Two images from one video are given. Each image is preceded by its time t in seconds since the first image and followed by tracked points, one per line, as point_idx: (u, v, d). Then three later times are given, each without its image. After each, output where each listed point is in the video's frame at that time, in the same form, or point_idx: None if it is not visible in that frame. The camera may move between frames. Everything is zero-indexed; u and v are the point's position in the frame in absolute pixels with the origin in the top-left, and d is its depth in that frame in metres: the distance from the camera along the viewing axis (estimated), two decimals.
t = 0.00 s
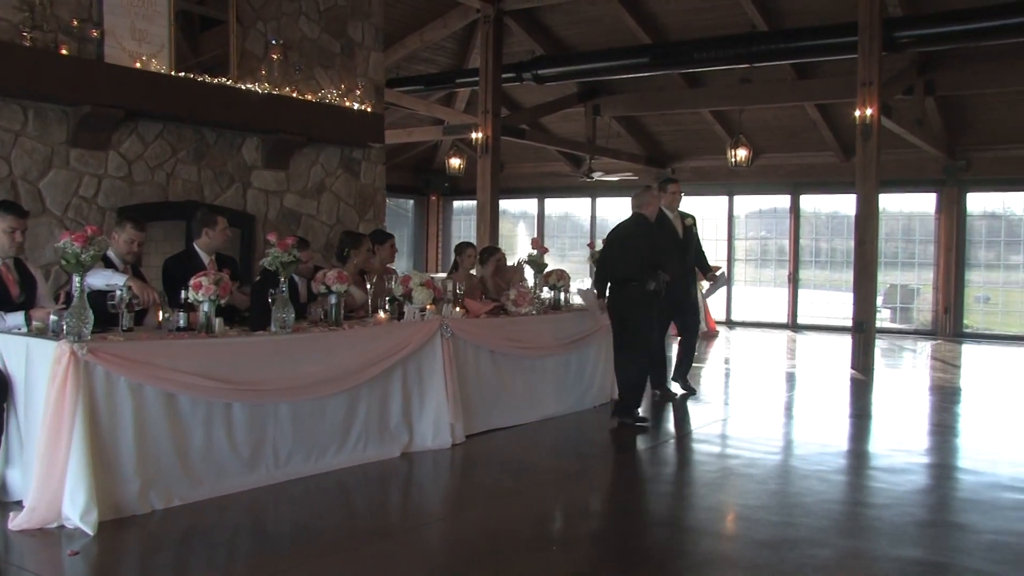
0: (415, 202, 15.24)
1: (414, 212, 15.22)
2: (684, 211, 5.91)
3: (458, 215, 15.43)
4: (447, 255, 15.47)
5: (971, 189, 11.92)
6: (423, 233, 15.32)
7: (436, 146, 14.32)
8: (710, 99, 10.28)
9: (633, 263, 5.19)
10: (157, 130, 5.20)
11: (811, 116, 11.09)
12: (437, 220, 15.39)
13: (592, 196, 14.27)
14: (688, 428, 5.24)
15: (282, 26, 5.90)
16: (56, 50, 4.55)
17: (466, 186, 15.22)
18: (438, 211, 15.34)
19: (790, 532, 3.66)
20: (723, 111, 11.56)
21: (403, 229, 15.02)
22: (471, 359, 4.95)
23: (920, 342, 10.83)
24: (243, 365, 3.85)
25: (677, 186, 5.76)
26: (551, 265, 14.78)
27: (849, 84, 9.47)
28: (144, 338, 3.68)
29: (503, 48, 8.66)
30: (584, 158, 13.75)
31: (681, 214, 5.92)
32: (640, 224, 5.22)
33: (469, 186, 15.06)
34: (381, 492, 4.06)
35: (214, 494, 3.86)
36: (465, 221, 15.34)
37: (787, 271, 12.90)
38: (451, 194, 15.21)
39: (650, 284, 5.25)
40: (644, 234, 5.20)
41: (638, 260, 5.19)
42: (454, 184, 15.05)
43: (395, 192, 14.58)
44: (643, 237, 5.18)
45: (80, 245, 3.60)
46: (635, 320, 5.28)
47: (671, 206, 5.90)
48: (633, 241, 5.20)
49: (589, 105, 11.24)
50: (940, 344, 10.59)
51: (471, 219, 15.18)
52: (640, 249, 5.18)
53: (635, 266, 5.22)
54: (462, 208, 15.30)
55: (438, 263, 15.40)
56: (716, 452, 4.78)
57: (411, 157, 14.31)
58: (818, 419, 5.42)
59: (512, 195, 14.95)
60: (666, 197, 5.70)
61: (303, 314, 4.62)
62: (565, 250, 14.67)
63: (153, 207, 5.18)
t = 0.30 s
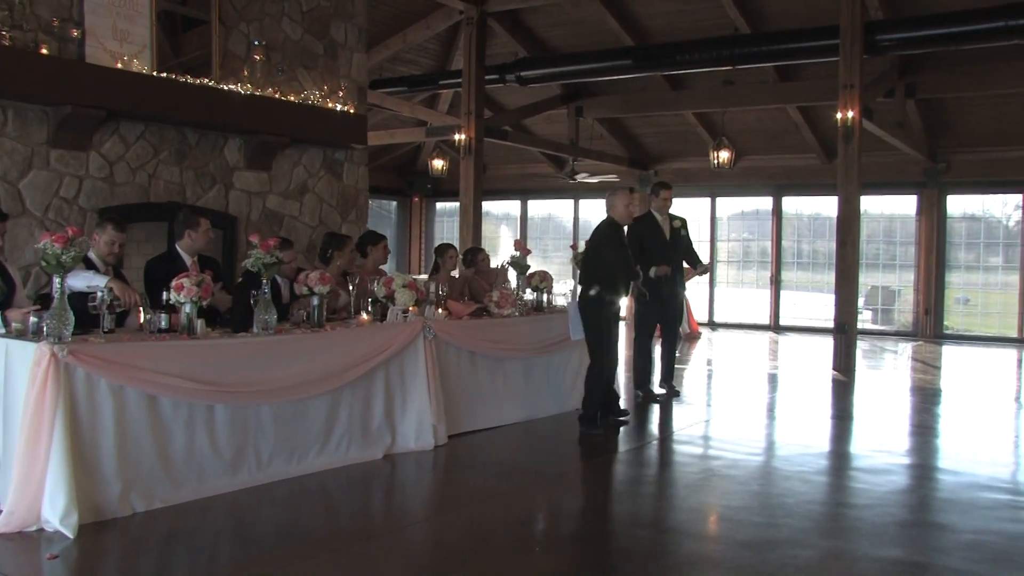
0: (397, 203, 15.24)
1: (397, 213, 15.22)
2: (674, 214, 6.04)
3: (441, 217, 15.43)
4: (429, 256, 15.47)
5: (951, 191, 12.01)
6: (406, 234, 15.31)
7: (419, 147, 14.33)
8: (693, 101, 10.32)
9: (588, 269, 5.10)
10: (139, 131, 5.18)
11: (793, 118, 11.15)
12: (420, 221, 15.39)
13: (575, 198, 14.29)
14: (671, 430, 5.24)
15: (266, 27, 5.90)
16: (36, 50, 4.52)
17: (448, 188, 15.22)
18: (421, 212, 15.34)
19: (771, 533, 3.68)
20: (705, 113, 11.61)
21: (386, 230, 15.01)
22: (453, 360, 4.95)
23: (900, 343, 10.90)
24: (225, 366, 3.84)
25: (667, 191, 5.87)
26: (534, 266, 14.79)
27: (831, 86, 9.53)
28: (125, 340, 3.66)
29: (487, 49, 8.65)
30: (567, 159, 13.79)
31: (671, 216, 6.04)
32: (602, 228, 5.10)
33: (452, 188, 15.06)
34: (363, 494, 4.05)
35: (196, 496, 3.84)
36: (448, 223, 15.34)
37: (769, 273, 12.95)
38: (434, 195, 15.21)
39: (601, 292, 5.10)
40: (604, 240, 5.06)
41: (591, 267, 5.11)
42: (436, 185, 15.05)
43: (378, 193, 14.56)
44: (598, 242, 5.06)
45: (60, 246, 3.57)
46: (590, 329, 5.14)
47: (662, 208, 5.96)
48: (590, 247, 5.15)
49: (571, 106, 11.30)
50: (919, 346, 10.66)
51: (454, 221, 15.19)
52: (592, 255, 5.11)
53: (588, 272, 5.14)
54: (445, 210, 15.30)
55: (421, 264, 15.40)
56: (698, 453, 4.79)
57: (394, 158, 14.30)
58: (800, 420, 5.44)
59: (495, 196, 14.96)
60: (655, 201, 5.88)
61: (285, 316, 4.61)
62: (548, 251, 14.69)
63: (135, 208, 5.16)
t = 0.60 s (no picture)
0: (386, 206, 15.25)
1: (385, 215, 15.24)
2: (670, 220, 6.06)
3: (430, 219, 15.43)
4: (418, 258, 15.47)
5: (938, 194, 12.07)
6: (395, 236, 15.32)
7: (407, 150, 14.34)
8: (682, 104, 10.35)
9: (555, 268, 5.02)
10: (127, 133, 5.17)
11: (781, 121, 11.20)
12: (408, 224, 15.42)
13: (564, 200, 14.32)
14: (659, 432, 5.25)
15: (254, 29, 5.88)
16: (22, 51, 4.51)
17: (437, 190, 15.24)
18: (409, 213, 15.35)
19: (759, 534, 3.68)
20: (694, 116, 11.64)
21: (374, 233, 15.02)
22: (441, 363, 4.95)
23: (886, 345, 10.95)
24: (213, 369, 3.83)
25: (667, 198, 5.88)
26: (523, 268, 14.81)
27: (819, 89, 9.57)
28: (112, 343, 3.65)
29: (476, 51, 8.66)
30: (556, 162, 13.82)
31: (665, 222, 6.06)
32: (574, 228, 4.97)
33: (440, 190, 15.08)
34: (352, 497, 4.04)
35: (183, 499, 3.82)
36: (436, 225, 15.36)
37: (757, 275, 12.99)
38: (422, 197, 15.23)
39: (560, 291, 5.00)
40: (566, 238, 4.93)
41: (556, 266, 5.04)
42: (425, 187, 15.07)
43: (366, 195, 14.57)
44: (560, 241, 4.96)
45: (47, 248, 3.56)
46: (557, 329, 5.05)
47: (660, 213, 5.97)
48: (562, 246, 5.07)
49: (560, 109, 11.27)
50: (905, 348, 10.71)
51: (443, 223, 15.21)
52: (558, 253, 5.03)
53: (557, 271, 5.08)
54: (434, 212, 15.32)
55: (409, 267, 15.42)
56: (687, 455, 4.80)
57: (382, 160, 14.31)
58: (788, 422, 5.46)
59: (484, 199, 14.97)
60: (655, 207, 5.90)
61: (273, 318, 4.60)
62: (536, 253, 14.71)
63: (122, 209, 5.15)
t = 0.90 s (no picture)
0: (378, 209, 15.25)
1: (377, 219, 15.24)
2: (665, 225, 6.10)
3: (422, 222, 15.44)
4: (410, 262, 15.47)
5: (929, 199, 12.11)
6: (387, 239, 15.32)
7: (399, 153, 14.36)
8: (674, 108, 10.38)
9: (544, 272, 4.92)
10: (119, 135, 5.16)
11: (773, 125, 11.23)
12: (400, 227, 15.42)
13: (556, 204, 14.33)
14: (651, 436, 5.26)
15: (247, 31, 5.88)
16: (13, 52, 4.50)
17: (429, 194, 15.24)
18: (402, 217, 15.35)
19: (751, 538, 3.69)
20: (686, 120, 11.68)
21: (366, 236, 15.02)
22: (433, 367, 4.95)
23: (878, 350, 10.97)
24: (204, 372, 3.82)
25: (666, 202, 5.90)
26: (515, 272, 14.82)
27: (812, 93, 9.60)
28: (104, 345, 3.64)
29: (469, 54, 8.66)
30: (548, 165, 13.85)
31: (662, 228, 6.11)
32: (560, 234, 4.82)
33: (432, 194, 15.09)
34: (344, 500, 4.04)
35: (174, 502, 3.81)
36: (428, 229, 15.37)
37: (749, 279, 13.02)
38: (414, 201, 15.23)
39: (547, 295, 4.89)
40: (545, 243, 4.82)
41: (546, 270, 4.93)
42: (417, 190, 15.07)
43: (358, 198, 14.56)
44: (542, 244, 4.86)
45: (38, 250, 3.54)
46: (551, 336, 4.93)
47: (658, 218, 5.97)
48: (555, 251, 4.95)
49: (553, 112, 11.25)
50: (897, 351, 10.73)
51: (435, 226, 15.22)
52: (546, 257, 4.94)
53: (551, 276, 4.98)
54: (426, 215, 15.32)
55: (401, 270, 15.42)
56: (678, 459, 4.81)
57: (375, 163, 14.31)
58: (779, 426, 5.47)
59: (476, 202, 14.98)
60: (654, 211, 5.90)
61: (265, 321, 4.59)
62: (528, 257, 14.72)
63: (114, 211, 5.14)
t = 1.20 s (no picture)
0: (365, 212, 15.25)
1: (365, 221, 15.23)
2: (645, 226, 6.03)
3: (409, 225, 15.44)
4: (397, 265, 15.47)
5: (914, 203, 12.19)
6: (374, 242, 15.32)
7: (387, 155, 14.36)
8: (662, 111, 10.41)
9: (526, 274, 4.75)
10: (105, 136, 5.13)
11: (759, 129, 11.29)
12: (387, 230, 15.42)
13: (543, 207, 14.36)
14: (639, 439, 5.26)
15: (234, 33, 5.87)
16: None
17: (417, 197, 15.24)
18: (389, 220, 15.34)
19: (738, 540, 3.70)
20: (673, 123, 11.72)
21: (353, 239, 15.01)
22: (420, 370, 4.94)
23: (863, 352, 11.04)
24: (190, 375, 3.80)
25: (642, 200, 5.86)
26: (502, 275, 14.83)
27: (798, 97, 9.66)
28: (89, 348, 3.61)
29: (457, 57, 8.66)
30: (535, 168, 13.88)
31: (642, 229, 6.06)
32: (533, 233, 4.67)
33: (419, 197, 15.09)
34: (331, 503, 4.03)
35: (159, 506, 3.79)
36: (416, 231, 15.37)
37: (736, 283, 13.06)
38: (402, 204, 15.23)
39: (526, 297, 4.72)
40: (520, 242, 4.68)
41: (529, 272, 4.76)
42: (404, 193, 15.07)
43: (345, 201, 14.54)
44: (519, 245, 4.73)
45: (22, 252, 3.51)
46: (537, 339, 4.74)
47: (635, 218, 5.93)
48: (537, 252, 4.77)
49: (541, 116, 11.22)
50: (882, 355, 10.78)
51: (422, 229, 15.23)
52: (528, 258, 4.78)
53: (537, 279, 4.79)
54: (413, 218, 15.33)
55: (388, 273, 15.41)
56: (666, 461, 4.82)
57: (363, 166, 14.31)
58: (766, 428, 5.49)
59: (463, 205, 14.99)
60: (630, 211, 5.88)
61: (251, 324, 4.57)
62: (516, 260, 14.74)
63: (99, 213, 5.12)
